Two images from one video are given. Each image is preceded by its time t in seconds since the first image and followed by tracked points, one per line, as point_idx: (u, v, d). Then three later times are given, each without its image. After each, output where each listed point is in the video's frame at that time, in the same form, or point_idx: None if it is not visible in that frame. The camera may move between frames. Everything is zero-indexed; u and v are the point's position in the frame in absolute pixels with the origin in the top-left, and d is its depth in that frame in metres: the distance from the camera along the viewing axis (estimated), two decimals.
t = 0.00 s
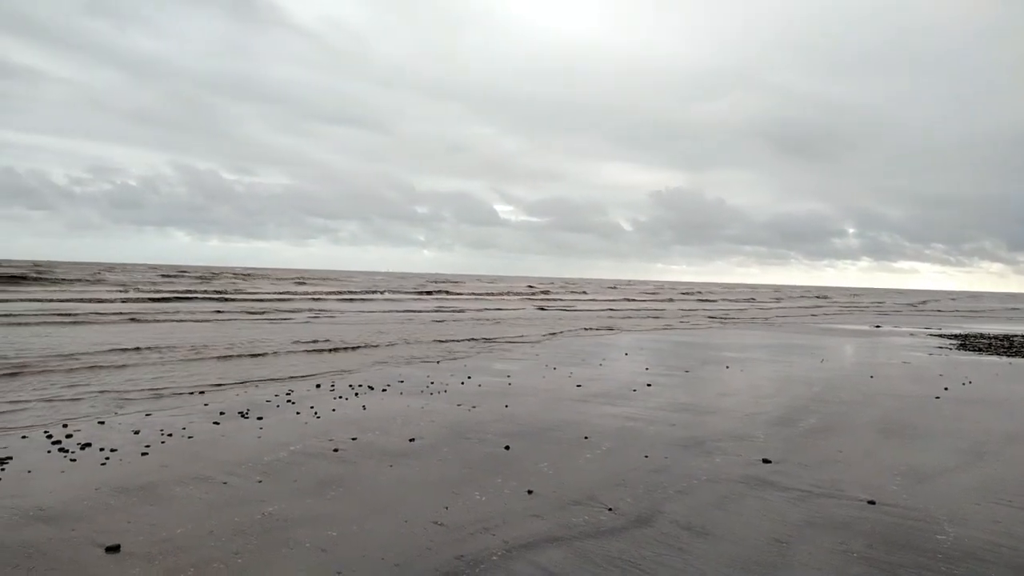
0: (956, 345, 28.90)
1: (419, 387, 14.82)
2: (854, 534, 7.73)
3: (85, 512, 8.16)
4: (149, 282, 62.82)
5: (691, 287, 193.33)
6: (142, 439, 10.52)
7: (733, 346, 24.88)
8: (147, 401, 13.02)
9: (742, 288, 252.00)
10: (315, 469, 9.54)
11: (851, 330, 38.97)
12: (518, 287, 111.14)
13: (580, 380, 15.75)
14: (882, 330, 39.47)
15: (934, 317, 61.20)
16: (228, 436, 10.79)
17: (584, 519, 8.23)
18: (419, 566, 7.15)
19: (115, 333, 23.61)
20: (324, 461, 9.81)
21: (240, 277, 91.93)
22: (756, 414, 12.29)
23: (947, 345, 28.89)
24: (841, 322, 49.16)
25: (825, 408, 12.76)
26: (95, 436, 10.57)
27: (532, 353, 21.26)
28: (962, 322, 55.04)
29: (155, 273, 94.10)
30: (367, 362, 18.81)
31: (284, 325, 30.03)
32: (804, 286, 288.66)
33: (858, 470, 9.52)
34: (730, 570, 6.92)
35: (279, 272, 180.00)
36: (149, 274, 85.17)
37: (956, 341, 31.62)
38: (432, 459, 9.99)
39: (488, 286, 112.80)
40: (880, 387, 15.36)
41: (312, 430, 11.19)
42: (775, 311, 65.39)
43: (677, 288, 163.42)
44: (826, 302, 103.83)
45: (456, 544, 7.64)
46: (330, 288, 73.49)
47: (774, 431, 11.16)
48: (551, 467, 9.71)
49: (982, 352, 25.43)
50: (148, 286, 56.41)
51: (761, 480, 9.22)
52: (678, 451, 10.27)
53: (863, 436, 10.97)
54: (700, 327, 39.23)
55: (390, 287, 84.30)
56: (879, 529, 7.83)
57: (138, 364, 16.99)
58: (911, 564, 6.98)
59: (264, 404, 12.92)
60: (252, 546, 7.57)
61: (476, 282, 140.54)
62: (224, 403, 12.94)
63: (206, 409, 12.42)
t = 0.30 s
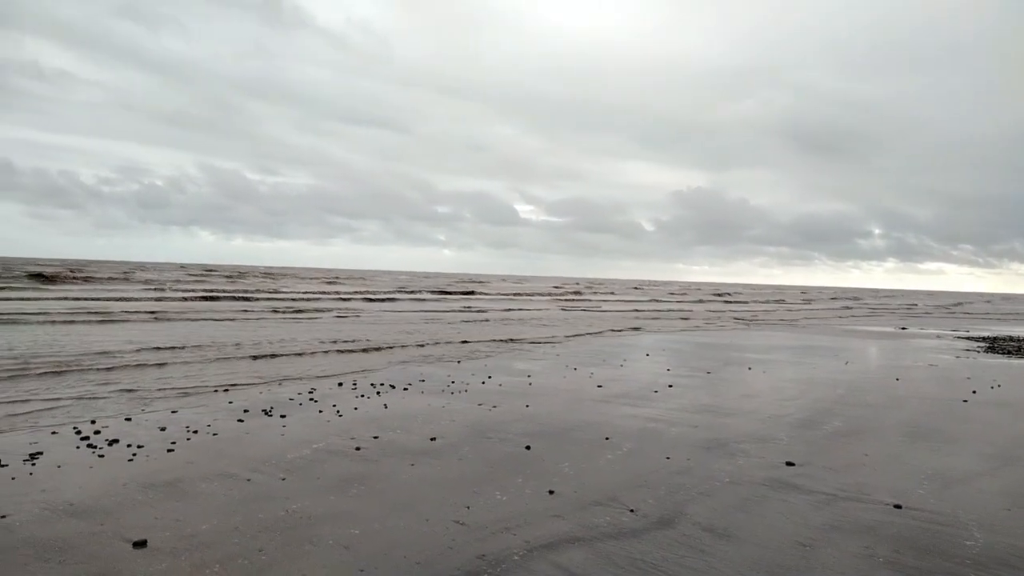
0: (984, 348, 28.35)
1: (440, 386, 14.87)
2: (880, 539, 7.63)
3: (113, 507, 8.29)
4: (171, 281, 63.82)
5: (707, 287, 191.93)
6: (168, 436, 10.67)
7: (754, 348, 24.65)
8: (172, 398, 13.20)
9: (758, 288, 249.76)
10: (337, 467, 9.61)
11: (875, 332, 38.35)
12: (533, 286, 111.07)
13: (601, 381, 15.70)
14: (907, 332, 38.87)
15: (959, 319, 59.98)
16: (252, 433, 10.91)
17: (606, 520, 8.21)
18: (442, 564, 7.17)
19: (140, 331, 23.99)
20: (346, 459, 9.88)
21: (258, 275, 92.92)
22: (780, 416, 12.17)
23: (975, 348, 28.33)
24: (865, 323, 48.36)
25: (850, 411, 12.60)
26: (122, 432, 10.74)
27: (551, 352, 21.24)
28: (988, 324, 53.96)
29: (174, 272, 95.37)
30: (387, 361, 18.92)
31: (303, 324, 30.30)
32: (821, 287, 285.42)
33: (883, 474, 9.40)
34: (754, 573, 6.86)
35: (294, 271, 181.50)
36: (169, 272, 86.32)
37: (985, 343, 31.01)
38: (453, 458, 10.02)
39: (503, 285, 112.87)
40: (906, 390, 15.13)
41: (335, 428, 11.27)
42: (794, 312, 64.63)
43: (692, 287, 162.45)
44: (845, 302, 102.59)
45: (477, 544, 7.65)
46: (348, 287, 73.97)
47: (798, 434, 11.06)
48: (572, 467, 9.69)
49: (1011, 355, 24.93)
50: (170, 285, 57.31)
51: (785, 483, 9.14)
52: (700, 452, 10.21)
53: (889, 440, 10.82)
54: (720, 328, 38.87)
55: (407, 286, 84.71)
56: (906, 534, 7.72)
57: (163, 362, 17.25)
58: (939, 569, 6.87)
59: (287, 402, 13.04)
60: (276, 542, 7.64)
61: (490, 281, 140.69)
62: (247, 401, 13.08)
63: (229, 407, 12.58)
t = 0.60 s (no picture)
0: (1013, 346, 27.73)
1: (461, 386, 14.89)
2: (909, 540, 7.51)
3: (141, 505, 8.40)
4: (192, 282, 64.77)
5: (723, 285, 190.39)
6: (194, 435, 10.80)
7: (776, 347, 24.39)
8: (197, 398, 13.37)
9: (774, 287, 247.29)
10: (360, 466, 9.66)
11: (900, 330, 37.68)
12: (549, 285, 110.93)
13: (622, 380, 15.63)
14: (933, 330, 38.16)
15: (985, 317, 58.76)
16: (276, 432, 11.00)
17: (628, 519, 8.17)
18: (465, 564, 7.17)
19: (164, 332, 24.35)
20: (369, 459, 9.93)
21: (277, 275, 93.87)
22: (805, 415, 12.04)
23: (1004, 346, 27.73)
24: (889, 322, 47.51)
25: (877, 410, 12.41)
26: (149, 431, 10.90)
27: (570, 352, 21.17)
28: (1015, 321, 52.76)
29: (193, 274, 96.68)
30: (407, 361, 18.99)
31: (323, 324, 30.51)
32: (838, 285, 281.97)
33: (910, 474, 9.25)
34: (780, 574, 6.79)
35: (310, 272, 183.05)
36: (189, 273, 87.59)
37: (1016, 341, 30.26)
38: (475, 457, 10.04)
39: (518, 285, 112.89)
40: (934, 389, 14.86)
41: (358, 427, 11.33)
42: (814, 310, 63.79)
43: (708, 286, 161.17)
44: (866, 300, 101.19)
45: (500, 543, 7.64)
46: (366, 288, 74.44)
47: (824, 433, 10.92)
48: (594, 467, 9.65)
49: None
50: (192, 286, 58.11)
51: (811, 483, 9.03)
52: (724, 452, 10.12)
53: (917, 440, 10.65)
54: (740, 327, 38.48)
55: (423, 286, 85.03)
56: (935, 535, 7.59)
57: (187, 363, 17.49)
58: (970, 572, 6.74)
59: (309, 402, 13.15)
60: (300, 541, 7.69)
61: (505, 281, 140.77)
62: (270, 400, 13.20)
63: (253, 406, 12.71)
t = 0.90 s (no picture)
0: None
1: (480, 386, 14.93)
2: (934, 545, 7.41)
3: (165, 503, 8.53)
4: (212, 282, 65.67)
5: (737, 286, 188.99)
6: (216, 434, 10.94)
7: (796, 348, 24.17)
8: (219, 398, 13.54)
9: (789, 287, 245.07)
10: (380, 466, 9.72)
11: (923, 332, 37.11)
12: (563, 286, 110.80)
13: (641, 382, 15.59)
14: (957, 332, 37.59)
15: (1014, 320, 57.61)
16: (297, 431, 11.11)
17: (648, 521, 8.15)
18: (485, 564, 7.19)
19: (185, 332, 24.70)
20: (389, 459, 9.98)
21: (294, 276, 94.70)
22: (826, 418, 11.93)
23: None
24: (910, 324, 46.86)
25: (901, 414, 12.26)
26: (173, 430, 11.06)
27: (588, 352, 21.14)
28: None
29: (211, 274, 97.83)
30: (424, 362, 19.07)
31: (340, 325, 30.74)
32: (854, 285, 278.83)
33: (935, 478, 9.12)
34: None
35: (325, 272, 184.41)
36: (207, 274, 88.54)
37: None
38: (494, 458, 10.06)
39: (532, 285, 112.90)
40: (960, 392, 14.63)
41: (378, 427, 11.41)
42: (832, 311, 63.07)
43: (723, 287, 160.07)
44: (884, 301, 99.95)
45: (519, 543, 7.66)
46: (382, 288, 74.92)
47: (846, 436, 10.82)
48: (613, 468, 9.64)
49: None
50: (212, 287, 58.89)
51: (833, 486, 8.95)
52: (744, 455, 10.06)
53: (943, 443, 10.50)
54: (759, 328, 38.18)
55: (438, 286, 85.41)
56: (960, 540, 7.48)
57: (208, 362, 17.72)
58: None
59: (330, 401, 13.26)
60: (322, 540, 7.75)
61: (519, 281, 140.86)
62: (290, 400, 13.32)
63: (274, 406, 12.84)
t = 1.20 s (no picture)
0: None
1: (502, 385, 14.96)
2: (964, 551, 7.28)
3: (192, 497, 8.66)
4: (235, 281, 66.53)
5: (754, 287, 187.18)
6: (242, 430, 11.07)
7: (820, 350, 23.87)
8: (244, 395, 13.71)
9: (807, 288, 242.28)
10: (404, 464, 9.77)
11: (951, 334, 36.36)
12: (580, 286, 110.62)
13: (664, 382, 15.52)
14: (988, 334, 36.79)
15: None
16: (321, 428, 11.21)
17: (672, 522, 8.11)
18: (508, 562, 7.19)
19: (210, 330, 25.06)
20: (412, 457, 10.03)
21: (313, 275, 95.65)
22: (853, 420, 11.78)
23: None
24: (936, 325, 45.98)
25: (930, 417, 12.06)
26: (200, 425, 11.22)
27: (608, 352, 21.07)
28: None
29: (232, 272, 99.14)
30: (445, 360, 19.14)
31: (361, 323, 30.97)
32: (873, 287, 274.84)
33: (965, 483, 8.97)
34: None
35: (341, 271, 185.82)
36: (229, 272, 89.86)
37: None
38: (517, 457, 10.06)
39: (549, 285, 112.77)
40: (991, 396, 14.34)
41: (401, 425, 11.47)
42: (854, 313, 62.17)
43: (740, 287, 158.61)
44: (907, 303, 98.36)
45: (542, 543, 7.65)
46: (402, 287, 75.41)
47: (874, 439, 10.68)
48: (636, 469, 9.60)
49: None
50: (235, 285, 59.69)
51: (860, 489, 8.84)
52: (768, 457, 9.97)
53: (973, 447, 10.33)
54: (781, 329, 37.74)
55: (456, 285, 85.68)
56: (991, 546, 7.34)
57: (233, 360, 17.96)
58: None
59: (353, 399, 13.36)
60: (345, 536, 7.80)
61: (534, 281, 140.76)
62: (313, 397, 13.45)
63: (298, 403, 12.97)
